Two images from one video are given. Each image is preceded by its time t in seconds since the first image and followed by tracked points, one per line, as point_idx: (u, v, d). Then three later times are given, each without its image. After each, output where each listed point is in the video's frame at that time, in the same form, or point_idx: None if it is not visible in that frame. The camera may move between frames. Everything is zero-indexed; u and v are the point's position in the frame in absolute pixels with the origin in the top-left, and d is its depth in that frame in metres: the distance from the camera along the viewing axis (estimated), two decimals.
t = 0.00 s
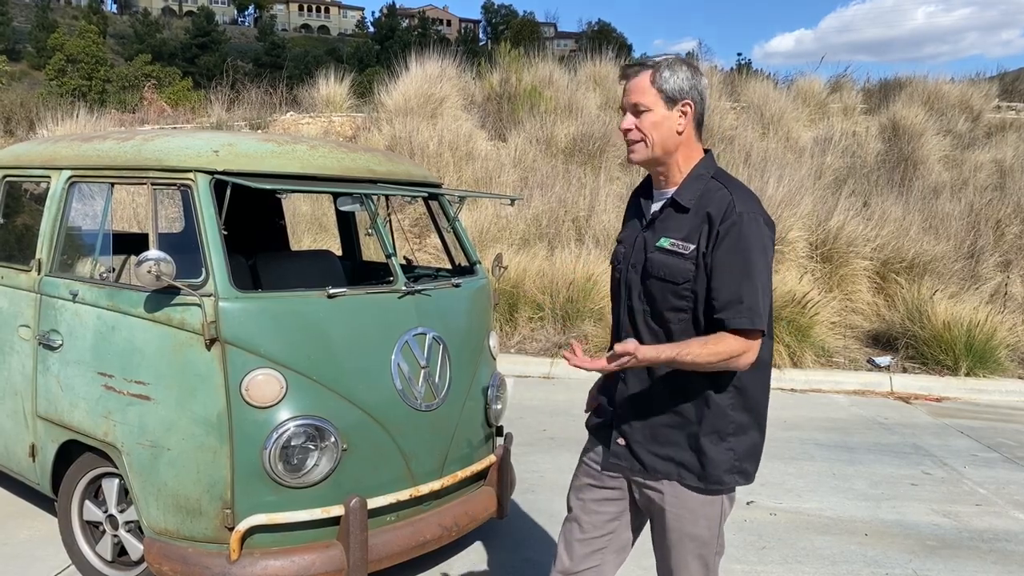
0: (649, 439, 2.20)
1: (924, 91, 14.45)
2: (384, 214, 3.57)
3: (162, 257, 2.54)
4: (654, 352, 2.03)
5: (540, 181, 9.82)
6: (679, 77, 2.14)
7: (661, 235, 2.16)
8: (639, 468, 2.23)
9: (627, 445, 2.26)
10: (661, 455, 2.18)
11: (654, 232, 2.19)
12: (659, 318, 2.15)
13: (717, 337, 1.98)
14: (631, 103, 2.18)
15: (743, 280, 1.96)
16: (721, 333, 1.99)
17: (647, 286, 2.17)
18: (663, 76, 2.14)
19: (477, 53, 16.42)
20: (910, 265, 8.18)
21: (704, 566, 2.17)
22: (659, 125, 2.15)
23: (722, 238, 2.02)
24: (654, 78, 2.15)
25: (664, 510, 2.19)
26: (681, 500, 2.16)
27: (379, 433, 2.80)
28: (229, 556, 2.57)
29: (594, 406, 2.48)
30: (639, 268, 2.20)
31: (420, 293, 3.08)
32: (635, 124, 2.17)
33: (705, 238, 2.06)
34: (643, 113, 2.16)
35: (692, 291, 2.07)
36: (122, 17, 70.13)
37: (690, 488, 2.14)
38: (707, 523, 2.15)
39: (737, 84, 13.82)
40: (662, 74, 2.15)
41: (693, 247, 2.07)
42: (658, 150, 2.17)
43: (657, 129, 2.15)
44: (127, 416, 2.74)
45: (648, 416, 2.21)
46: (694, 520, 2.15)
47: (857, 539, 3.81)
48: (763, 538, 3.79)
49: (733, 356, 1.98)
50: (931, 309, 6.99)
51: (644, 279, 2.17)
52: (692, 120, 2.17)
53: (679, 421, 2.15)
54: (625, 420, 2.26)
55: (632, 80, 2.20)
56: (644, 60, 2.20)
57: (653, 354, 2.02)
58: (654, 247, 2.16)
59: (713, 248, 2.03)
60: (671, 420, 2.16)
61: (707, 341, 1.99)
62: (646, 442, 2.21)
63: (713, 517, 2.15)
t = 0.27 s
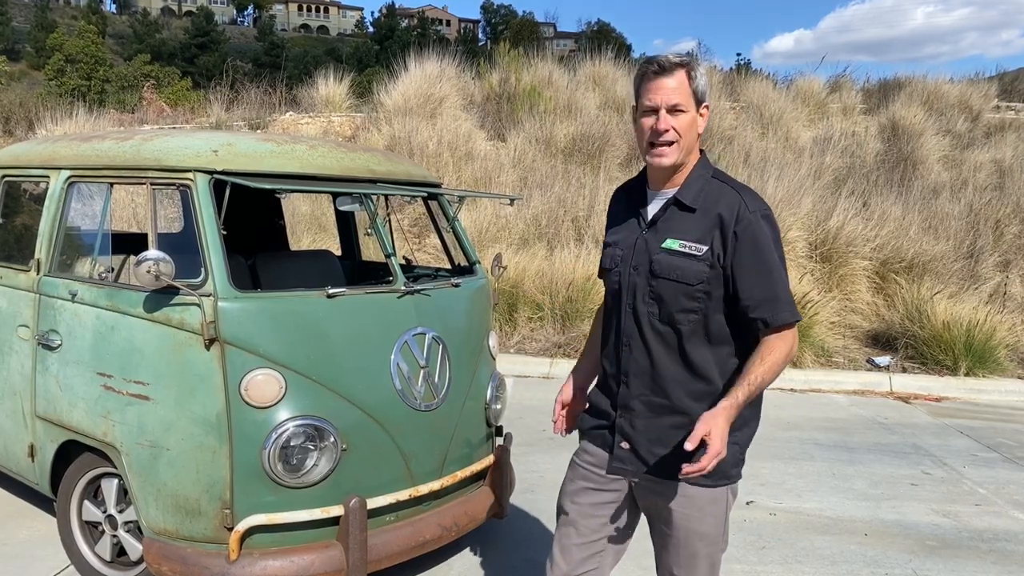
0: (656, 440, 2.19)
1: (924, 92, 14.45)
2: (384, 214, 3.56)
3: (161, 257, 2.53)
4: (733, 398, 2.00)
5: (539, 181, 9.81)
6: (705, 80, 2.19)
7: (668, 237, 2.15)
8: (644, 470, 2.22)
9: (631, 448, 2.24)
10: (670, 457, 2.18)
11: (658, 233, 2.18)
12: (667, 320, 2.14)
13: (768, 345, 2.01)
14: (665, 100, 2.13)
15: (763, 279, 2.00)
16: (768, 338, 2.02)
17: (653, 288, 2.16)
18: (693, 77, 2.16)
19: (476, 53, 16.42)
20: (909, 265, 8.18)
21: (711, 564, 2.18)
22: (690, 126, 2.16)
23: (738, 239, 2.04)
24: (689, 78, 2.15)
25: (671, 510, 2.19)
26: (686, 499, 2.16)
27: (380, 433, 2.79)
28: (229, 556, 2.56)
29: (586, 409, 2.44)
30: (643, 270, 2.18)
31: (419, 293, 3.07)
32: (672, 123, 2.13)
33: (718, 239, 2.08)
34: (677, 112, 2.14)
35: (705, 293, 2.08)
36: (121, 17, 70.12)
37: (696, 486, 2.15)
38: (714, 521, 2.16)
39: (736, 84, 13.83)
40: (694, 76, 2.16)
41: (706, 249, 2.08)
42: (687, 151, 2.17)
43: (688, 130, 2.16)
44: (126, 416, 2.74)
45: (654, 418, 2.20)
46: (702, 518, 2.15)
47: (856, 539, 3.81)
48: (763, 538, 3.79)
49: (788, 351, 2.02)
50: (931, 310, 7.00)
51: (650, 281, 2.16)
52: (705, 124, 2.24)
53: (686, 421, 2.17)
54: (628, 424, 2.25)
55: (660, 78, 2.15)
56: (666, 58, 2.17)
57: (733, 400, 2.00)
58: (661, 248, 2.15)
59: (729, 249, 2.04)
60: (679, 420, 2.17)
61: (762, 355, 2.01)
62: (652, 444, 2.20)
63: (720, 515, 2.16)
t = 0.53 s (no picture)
0: (662, 442, 2.18)
1: (923, 92, 14.46)
2: (384, 213, 3.56)
3: (160, 257, 2.53)
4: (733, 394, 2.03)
5: (539, 181, 9.81)
6: (709, 84, 2.20)
7: (676, 237, 2.15)
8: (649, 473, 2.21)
9: (636, 450, 2.23)
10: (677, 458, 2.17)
11: (665, 233, 2.17)
12: (677, 320, 2.14)
13: (764, 343, 2.07)
14: (671, 102, 2.14)
15: (774, 279, 2.04)
16: (762, 335, 2.08)
17: (662, 288, 2.15)
18: (699, 80, 2.17)
19: (476, 53, 16.41)
20: (909, 265, 8.18)
21: (713, 563, 2.17)
22: (694, 129, 2.17)
23: (748, 240, 2.07)
24: (695, 82, 2.16)
25: (674, 510, 2.18)
26: (690, 498, 2.16)
27: (380, 433, 2.79)
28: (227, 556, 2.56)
29: (582, 412, 2.40)
30: (651, 270, 2.17)
31: (419, 293, 3.06)
32: (676, 125, 2.14)
33: (729, 239, 2.09)
34: (682, 115, 2.14)
35: (717, 293, 2.09)
36: (121, 18, 70.12)
37: (700, 486, 2.15)
38: (717, 519, 2.17)
39: (736, 84, 13.83)
40: (699, 79, 2.17)
41: (717, 249, 2.09)
42: (689, 153, 2.17)
43: (692, 133, 2.16)
44: (125, 416, 2.73)
45: (660, 419, 2.19)
46: (706, 517, 2.15)
47: (856, 540, 3.81)
48: (763, 538, 3.79)
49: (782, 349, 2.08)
50: (931, 309, 7.00)
51: (659, 281, 2.15)
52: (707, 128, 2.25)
53: (692, 421, 2.17)
54: (633, 426, 2.23)
55: (666, 78, 2.15)
56: (673, 59, 2.18)
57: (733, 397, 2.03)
58: (669, 248, 2.15)
59: (740, 250, 2.07)
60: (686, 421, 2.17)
61: (758, 353, 2.06)
62: (658, 445, 2.19)
63: (722, 514, 2.17)
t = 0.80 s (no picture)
0: (665, 440, 2.19)
1: (923, 91, 14.46)
2: (383, 213, 3.56)
3: (160, 257, 2.53)
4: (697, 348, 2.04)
5: (538, 181, 9.80)
6: (712, 82, 2.16)
7: (683, 233, 2.16)
8: (651, 472, 2.21)
9: (639, 448, 2.23)
10: (680, 458, 2.18)
11: (672, 229, 2.18)
12: (684, 316, 2.13)
13: (751, 332, 2.06)
14: (664, 97, 2.14)
15: (780, 277, 2.06)
16: (750, 327, 2.07)
17: (669, 283, 2.14)
18: (697, 77, 2.14)
19: (475, 53, 16.41)
20: (909, 265, 8.18)
21: (713, 563, 2.17)
22: (687, 126, 2.13)
23: (754, 238, 2.08)
24: (692, 78, 2.14)
25: (675, 510, 2.19)
26: (691, 499, 2.17)
27: (380, 433, 2.79)
28: (227, 556, 2.56)
29: (580, 411, 2.39)
30: (658, 266, 2.16)
31: (418, 293, 3.06)
32: (665, 119, 2.12)
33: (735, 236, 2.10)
34: (674, 110, 2.13)
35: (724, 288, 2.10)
36: (121, 18, 70.13)
37: (701, 486, 2.17)
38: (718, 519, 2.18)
39: (736, 84, 13.83)
40: (698, 77, 2.15)
41: (725, 245, 2.10)
42: (681, 150, 2.15)
43: (685, 129, 2.13)
44: (125, 417, 2.73)
45: (663, 417, 2.20)
46: (707, 518, 2.16)
47: (856, 540, 3.81)
48: (763, 538, 3.79)
49: (770, 345, 2.07)
50: (931, 309, 7.00)
51: (666, 276, 2.15)
52: (711, 127, 2.20)
53: (695, 420, 2.18)
54: (637, 424, 2.23)
55: (662, 74, 2.16)
56: (675, 56, 2.18)
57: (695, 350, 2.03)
58: (677, 244, 2.15)
59: (747, 246, 2.08)
60: (689, 420, 2.18)
61: (738, 337, 2.06)
62: (661, 444, 2.20)
63: (722, 514, 2.19)
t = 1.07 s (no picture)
0: (659, 436, 2.18)
1: (923, 91, 14.46)
2: (383, 213, 3.55)
3: (159, 257, 2.52)
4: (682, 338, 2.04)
5: (538, 181, 9.80)
6: (696, 81, 2.13)
7: (683, 229, 2.15)
8: (644, 468, 2.20)
9: (633, 443, 2.22)
10: (674, 455, 2.16)
11: (673, 225, 2.17)
12: (678, 311, 2.13)
13: (746, 330, 2.06)
14: (645, 100, 2.17)
15: (776, 279, 2.06)
16: (746, 326, 2.07)
17: (665, 279, 2.14)
18: (678, 78, 2.13)
19: (475, 53, 16.40)
20: (908, 265, 8.18)
21: (708, 565, 2.17)
22: (668, 127, 2.14)
23: (754, 238, 2.08)
24: (672, 79, 2.14)
25: (670, 511, 2.19)
26: (685, 498, 2.17)
27: (379, 433, 2.79)
28: (226, 557, 2.56)
29: (579, 407, 2.39)
30: (656, 261, 2.16)
31: (417, 293, 3.06)
32: (645, 122, 2.16)
33: (734, 235, 2.10)
34: (654, 112, 2.15)
35: (719, 287, 2.09)
36: (120, 18, 70.11)
37: (694, 486, 2.16)
38: (712, 521, 2.17)
39: (735, 84, 13.83)
40: (680, 77, 2.14)
41: (723, 244, 2.09)
42: (664, 152, 2.17)
43: (667, 130, 2.14)
44: (123, 417, 2.73)
45: (657, 413, 2.18)
46: (702, 518, 2.16)
47: (856, 540, 3.80)
48: (763, 538, 3.79)
49: (765, 348, 2.05)
50: (930, 309, 7.00)
51: (663, 271, 2.14)
52: (704, 126, 2.16)
53: (688, 418, 2.16)
54: (632, 419, 2.22)
55: (648, 79, 2.20)
56: (663, 60, 2.20)
57: (680, 341, 2.04)
58: (676, 239, 2.14)
59: (746, 247, 2.08)
60: (683, 417, 2.16)
61: (733, 333, 2.05)
62: (654, 441, 2.18)
63: (718, 516, 2.18)
